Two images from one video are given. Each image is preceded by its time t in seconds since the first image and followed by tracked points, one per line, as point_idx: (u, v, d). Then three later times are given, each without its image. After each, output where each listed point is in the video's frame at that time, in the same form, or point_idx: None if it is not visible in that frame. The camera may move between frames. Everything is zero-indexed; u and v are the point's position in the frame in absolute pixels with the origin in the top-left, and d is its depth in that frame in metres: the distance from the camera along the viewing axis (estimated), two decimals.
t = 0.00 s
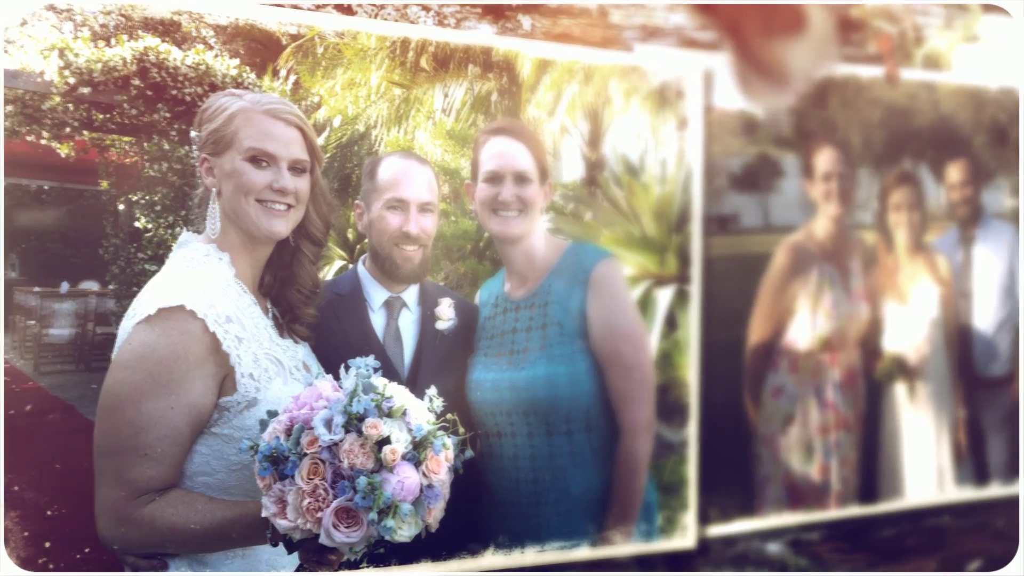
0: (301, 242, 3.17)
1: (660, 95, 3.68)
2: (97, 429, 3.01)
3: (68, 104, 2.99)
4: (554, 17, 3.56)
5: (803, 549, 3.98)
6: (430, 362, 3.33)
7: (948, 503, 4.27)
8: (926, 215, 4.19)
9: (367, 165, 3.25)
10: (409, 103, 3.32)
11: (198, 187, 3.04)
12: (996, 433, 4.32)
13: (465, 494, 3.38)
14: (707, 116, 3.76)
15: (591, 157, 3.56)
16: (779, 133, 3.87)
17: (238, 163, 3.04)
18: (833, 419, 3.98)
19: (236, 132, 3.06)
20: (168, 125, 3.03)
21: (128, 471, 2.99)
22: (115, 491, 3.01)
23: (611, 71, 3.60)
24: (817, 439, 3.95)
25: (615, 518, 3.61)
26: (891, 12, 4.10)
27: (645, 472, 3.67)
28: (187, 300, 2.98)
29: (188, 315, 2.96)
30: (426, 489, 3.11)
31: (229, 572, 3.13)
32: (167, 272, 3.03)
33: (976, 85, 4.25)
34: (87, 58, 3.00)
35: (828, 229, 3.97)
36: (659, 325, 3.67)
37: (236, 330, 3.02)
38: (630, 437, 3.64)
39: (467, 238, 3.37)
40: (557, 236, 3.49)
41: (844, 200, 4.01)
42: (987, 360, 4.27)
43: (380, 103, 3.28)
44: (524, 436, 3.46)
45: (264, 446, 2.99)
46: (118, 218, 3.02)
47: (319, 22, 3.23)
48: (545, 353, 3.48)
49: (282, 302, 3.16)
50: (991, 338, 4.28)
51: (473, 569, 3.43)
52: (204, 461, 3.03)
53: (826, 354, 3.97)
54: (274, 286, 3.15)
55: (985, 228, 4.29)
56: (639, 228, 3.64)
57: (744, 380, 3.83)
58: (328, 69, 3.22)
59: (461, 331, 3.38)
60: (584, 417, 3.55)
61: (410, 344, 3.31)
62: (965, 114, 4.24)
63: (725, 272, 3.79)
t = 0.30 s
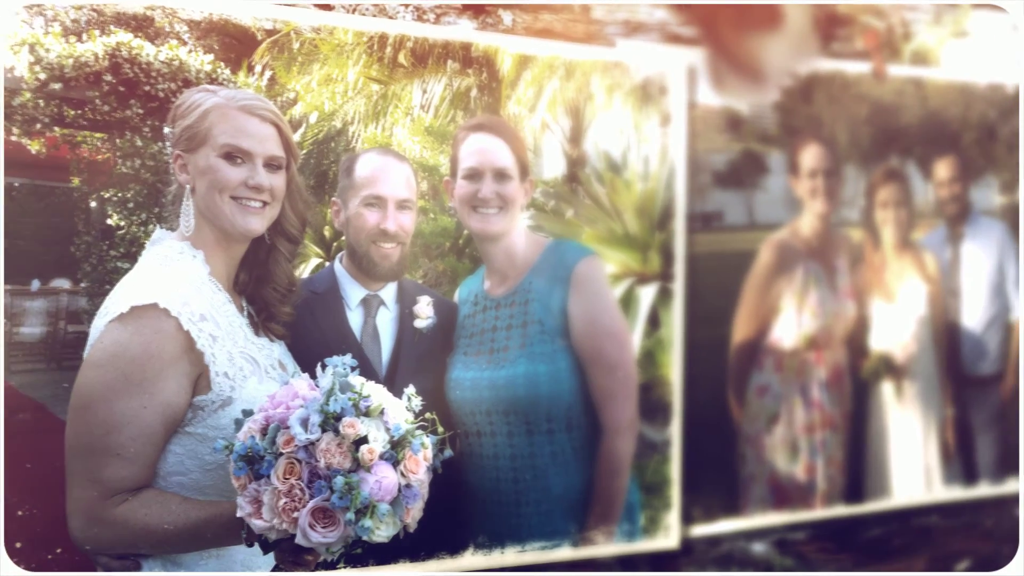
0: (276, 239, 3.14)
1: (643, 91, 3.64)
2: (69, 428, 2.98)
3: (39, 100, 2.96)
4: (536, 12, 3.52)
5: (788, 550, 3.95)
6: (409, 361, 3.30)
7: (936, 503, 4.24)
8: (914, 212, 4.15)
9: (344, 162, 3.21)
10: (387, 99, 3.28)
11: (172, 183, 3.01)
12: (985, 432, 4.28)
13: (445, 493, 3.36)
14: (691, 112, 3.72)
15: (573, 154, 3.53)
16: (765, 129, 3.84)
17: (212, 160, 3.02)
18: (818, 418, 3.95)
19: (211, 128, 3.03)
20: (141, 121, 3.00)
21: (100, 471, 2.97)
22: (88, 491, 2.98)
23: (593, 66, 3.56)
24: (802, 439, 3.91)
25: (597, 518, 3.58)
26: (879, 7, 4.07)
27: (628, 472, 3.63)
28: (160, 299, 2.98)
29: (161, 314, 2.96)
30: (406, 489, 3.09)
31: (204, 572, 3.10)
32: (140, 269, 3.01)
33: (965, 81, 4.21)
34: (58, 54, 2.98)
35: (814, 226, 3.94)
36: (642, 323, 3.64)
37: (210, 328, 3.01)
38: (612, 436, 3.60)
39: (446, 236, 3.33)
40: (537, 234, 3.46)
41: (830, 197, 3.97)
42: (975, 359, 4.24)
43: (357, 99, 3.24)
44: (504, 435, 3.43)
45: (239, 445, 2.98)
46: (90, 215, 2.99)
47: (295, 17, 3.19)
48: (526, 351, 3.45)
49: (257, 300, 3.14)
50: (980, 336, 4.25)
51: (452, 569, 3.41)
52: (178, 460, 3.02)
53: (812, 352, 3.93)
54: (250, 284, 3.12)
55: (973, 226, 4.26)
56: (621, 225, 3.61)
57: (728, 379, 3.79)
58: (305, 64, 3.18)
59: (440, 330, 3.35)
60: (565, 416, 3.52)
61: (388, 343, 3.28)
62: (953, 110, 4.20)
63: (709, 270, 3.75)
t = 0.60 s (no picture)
0: (252, 238, 3.11)
1: (626, 89, 3.61)
2: (41, 429, 2.96)
3: (10, 98, 2.93)
4: (517, 9, 3.49)
5: (775, 552, 3.91)
6: (387, 361, 3.27)
7: (925, 504, 4.20)
8: (902, 211, 4.11)
9: (321, 160, 3.18)
10: (365, 96, 3.25)
11: (145, 182, 2.99)
12: (974, 432, 4.24)
13: (423, 495, 3.33)
14: (675, 109, 3.68)
15: (554, 152, 3.49)
16: (750, 127, 3.80)
17: (187, 158, 3.00)
18: (805, 419, 3.91)
19: (185, 126, 3.01)
20: (114, 119, 2.97)
21: (72, 472, 2.96)
22: (61, 492, 2.96)
23: (574, 64, 3.53)
24: (788, 440, 3.88)
25: (579, 520, 3.55)
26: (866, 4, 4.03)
27: (610, 473, 3.60)
28: (134, 298, 2.96)
29: (135, 314, 2.94)
30: (384, 490, 3.08)
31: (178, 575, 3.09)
32: (113, 269, 2.98)
33: (954, 79, 4.17)
34: (30, 51, 2.95)
35: (800, 225, 3.90)
36: (625, 323, 3.60)
37: (185, 328, 2.99)
38: (594, 437, 3.57)
39: (425, 235, 3.30)
40: (518, 233, 3.43)
41: (816, 196, 3.94)
42: (964, 359, 4.21)
43: (334, 97, 3.21)
44: (484, 436, 3.40)
45: (214, 446, 2.97)
46: (62, 214, 2.96)
47: (271, 14, 3.16)
48: (506, 352, 3.42)
49: (233, 299, 3.11)
50: (969, 336, 4.22)
51: (431, 571, 3.38)
52: (152, 462, 3.00)
53: (798, 353, 3.89)
54: (225, 284, 3.09)
55: (962, 225, 4.22)
56: (603, 224, 3.57)
57: (712, 379, 3.76)
58: (281, 62, 3.15)
59: (419, 330, 3.32)
60: (546, 417, 3.49)
61: (366, 343, 3.25)
62: (943, 108, 4.15)
63: (694, 269, 3.71)
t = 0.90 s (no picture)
0: (225, 238, 3.08)
1: (606, 87, 3.57)
2: (10, 430, 2.95)
3: None
4: (496, 7, 3.46)
5: (758, 554, 3.88)
6: (363, 362, 3.24)
7: (911, 506, 4.16)
8: (887, 210, 4.08)
9: (295, 159, 3.15)
10: (340, 95, 3.22)
11: (116, 181, 2.97)
12: (961, 434, 4.21)
13: (400, 497, 3.30)
14: (656, 108, 3.65)
15: (533, 151, 3.46)
16: (732, 126, 3.77)
17: (158, 157, 2.98)
18: (788, 420, 3.87)
19: (157, 125, 2.98)
20: (84, 117, 2.95)
21: (41, 475, 2.94)
22: (30, 495, 2.95)
23: (554, 62, 3.50)
24: (771, 441, 3.84)
25: (558, 522, 3.52)
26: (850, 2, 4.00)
27: (590, 475, 3.57)
28: (105, 298, 2.94)
29: (106, 314, 2.93)
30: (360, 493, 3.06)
31: None
32: (84, 268, 2.97)
33: (940, 77, 4.14)
34: None
35: (783, 225, 3.87)
36: (605, 324, 3.57)
37: (156, 329, 2.98)
38: (574, 439, 3.54)
39: (401, 234, 3.27)
40: (496, 232, 3.40)
41: (800, 195, 3.90)
42: (950, 359, 4.18)
43: (309, 95, 3.18)
44: (462, 437, 3.37)
45: (187, 448, 2.95)
46: (31, 213, 2.95)
47: (244, 12, 3.13)
48: (484, 352, 3.39)
49: (205, 300, 3.08)
50: (955, 337, 4.19)
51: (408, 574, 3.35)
52: (123, 464, 2.98)
53: (781, 353, 3.86)
54: (198, 284, 3.06)
55: (948, 224, 4.19)
56: (583, 224, 3.54)
57: (694, 380, 3.72)
58: (254, 60, 3.12)
59: (396, 331, 3.29)
60: (525, 418, 3.45)
61: (342, 344, 3.22)
62: (929, 107, 4.12)
63: (675, 269, 3.68)
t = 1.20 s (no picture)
0: (195, 237, 3.04)
1: (584, 85, 3.54)
2: None
3: None
4: (473, 4, 3.43)
5: (738, 555, 3.84)
6: (336, 362, 3.21)
7: (894, 507, 4.13)
8: (870, 210, 4.05)
9: (267, 157, 3.12)
10: (313, 92, 3.18)
11: (84, 179, 2.93)
12: (944, 434, 4.18)
13: (373, 499, 3.27)
14: (635, 106, 3.61)
15: (510, 150, 3.43)
16: (712, 125, 3.74)
17: (127, 155, 2.94)
18: (769, 421, 3.84)
19: (125, 122, 2.95)
20: (51, 115, 2.92)
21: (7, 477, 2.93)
22: None
23: (530, 60, 3.47)
24: (751, 442, 3.81)
25: (535, 524, 3.49)
26: None
27: (568, 477, 3.54)
28: (72, 298, 2.91)
29: (73, 314, 2.90)
30: (333, 494, 3.05)
31: None
32: (51, 268, 2.93)
33: (923, 76, 4.11)
34: None
35: (764, 224, 3.83)
36: (583, 324, 3.54)
37: (125, 329, 2.94)
38: (552, 441, 3.51)
39: (375, 233, 3.24)
40: (471, 231, 3.36)
41: (781, 194, 3.87)
42: (933, 359, 4.15)
43: (281, 93, 3.15)
44: (437, 439, 3.33)
45: (156, 449, 2.92)
46: None
47: (214, 8, 3.10)
48: (460, 353, 3.35)
49: (175, 300, 3.04)
50: (938, 337, 4.17)
51: None
52: (91, 466, 2.95)
53: (762, 354, 3.82)
54: (167, 284, 3.03)
55: (932, 223, 4.16)
56: (561, 223, 3.51)
57: (673, 380, 3.69)
58: (225, 57, 3.09)
59: (369, 331, 3.26)
60: (502, 419, 3.42)
61: (314, 344, 3.18)
62: (911, 105, 4.09)
63: (654, 269, 3.65)
